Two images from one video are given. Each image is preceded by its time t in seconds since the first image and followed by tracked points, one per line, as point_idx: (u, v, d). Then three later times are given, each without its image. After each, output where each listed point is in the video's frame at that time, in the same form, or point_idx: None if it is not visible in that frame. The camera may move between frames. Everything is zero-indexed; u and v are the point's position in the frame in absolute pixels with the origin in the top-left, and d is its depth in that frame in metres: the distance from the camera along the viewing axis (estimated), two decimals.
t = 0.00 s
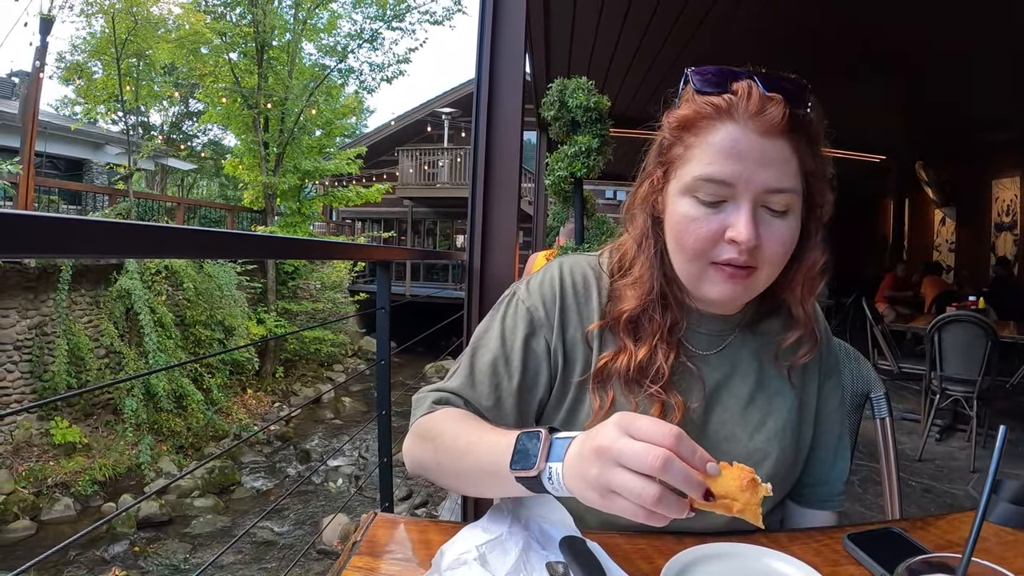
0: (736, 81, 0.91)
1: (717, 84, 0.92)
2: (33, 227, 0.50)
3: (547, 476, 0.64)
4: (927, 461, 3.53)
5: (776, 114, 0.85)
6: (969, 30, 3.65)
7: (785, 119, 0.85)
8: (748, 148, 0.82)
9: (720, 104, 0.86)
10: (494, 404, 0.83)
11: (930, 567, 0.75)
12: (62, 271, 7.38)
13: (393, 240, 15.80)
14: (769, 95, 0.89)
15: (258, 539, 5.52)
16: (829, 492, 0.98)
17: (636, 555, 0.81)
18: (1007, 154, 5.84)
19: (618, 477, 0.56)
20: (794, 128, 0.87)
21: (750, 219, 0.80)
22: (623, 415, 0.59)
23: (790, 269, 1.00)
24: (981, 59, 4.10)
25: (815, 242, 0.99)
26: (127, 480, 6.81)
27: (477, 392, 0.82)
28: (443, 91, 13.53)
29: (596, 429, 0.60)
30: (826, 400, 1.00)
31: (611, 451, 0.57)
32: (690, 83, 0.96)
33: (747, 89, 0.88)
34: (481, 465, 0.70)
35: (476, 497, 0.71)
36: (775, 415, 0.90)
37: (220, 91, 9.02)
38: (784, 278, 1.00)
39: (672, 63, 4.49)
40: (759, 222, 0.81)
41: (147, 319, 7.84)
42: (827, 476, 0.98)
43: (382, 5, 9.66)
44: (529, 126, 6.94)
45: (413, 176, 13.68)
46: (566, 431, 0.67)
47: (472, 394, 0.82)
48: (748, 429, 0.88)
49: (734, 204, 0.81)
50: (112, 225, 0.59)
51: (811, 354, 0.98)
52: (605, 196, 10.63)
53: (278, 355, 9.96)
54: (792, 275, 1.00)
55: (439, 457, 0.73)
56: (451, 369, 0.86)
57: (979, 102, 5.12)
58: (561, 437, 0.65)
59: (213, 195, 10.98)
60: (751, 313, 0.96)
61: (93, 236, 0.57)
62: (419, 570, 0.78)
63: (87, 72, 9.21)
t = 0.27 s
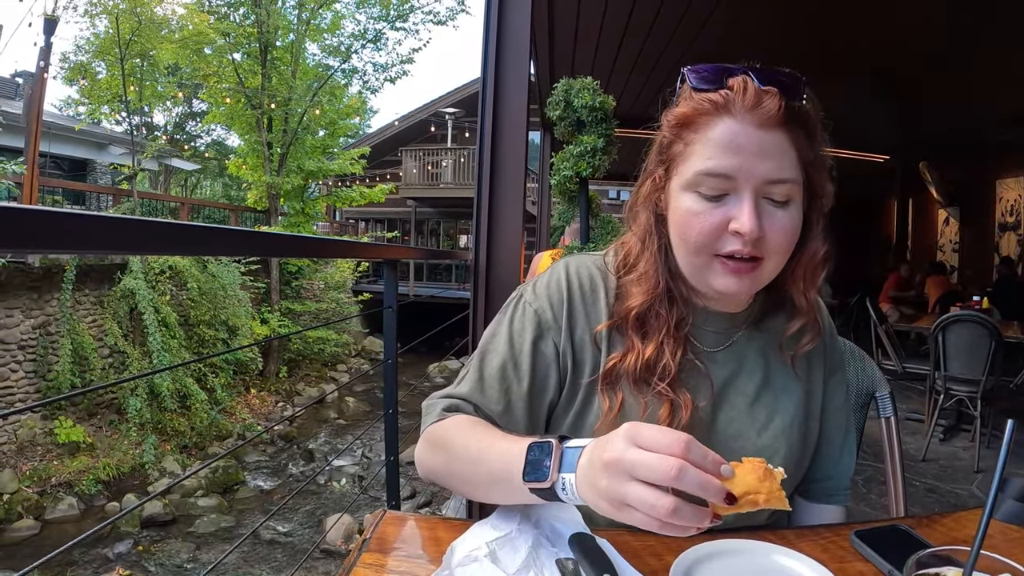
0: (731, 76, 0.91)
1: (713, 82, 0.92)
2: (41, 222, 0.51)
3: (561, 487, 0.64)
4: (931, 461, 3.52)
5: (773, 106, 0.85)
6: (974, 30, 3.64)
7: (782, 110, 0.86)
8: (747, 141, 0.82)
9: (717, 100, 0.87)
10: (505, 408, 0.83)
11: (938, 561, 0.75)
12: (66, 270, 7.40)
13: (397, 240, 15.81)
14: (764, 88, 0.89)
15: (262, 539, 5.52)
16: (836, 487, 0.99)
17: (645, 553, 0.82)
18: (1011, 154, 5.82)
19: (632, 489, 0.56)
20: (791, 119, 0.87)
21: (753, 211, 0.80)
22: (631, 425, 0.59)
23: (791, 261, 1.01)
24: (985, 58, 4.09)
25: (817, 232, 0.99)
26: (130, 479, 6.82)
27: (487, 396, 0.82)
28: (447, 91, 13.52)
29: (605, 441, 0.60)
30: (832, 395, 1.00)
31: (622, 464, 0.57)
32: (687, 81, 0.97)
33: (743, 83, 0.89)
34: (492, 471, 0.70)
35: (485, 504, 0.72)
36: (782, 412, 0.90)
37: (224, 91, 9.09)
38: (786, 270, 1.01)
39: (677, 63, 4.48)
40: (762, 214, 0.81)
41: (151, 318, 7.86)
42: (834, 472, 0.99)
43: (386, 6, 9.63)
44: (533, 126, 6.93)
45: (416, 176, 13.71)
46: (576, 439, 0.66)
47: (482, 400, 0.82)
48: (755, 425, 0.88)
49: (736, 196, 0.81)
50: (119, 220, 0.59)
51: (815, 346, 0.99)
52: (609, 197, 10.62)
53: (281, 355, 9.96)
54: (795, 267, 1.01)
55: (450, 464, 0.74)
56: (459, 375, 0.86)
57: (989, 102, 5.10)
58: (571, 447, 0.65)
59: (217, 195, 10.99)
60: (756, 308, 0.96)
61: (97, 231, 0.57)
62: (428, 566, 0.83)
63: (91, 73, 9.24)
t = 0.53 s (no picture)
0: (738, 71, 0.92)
1: (720, 77, 0.93)
2: (49, 220, 0.51)
3: (565, 503, 0.65)
4: (934, 462, 3.51)
5: (779, 98, 0.86)
6: (980, 30, 3.62)
7: (788, 102, 0.87)
8: (754, 132, 0.83)
9: (723, 93, 0.88)
10: (513, 404, 0.83)
11: (945, 558, 0.75)
12: (70, 271, 7.41)
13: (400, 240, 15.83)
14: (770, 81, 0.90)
15: (265, 538, 5.52)
16: (841, 488, 0.99)
17: (651, 552, 0.82)
18: (1015, 154, 5.80)
19: (648, 512, 0.56)
20: (797, 111, 0.88)
21: (761, 200, 0.81)
22: (625, 448, 0.59)
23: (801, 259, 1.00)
24: (990, 58, 4.07)
25: (826, 227, 0.99)
26: (134, 479, 6.84)
27: (495, 393, 0.82)
28: (450, 91, 13.52)
29: (605, 469, 0.59)
30: (838, 396, 1.00)
31: (631, 494, 0.57)
32: (693, 80, 0.98)
33: (749, 78, 0.90)
34: (500, 474, 0.70)
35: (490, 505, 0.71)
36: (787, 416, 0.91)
37: (227, 92, 9.02)
38: (795, 267, 1.01)
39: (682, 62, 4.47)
40: (770, 204, 0.81)
41: (155, 318, 7.88)
42: (838, 472, 0.99)
43: (389, 6, 9.63)
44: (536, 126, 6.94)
45: (420, 176, 13.72)
46: (569, 453, 0.66)
47: (490, 398, 0.81)
48: (759, 424, 0.90)
49: (744, 187, 0.82)
50: (125, 217, 0.59)
51: (821, 345, 0.99)
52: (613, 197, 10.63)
53: (285, 355, 9.98)
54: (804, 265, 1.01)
55: (456, 465, 0.74)
56: (468, 372, 0.86)
57: (994, 102, 5.08)
58: (568, 464, 0.64)
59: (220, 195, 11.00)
60: (765, 306, 0.96)
61: (103, 229, 0.57)
62: (434, 563, 0.84)
63: (95, 73, 9.24)
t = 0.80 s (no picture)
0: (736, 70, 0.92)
1: (719, 78, 0.93)
2: (52, 221, 0.51)
3: (572, 507, 0.65)
4: (937, 463, 3.50)
5: (777, 96, 0.86)
6: (983, 31, 3.62)
7: (787, 101, 0.86)
8: (752, 132, 0.83)
9: (721, 94, 0.88)
10: (520, 405, 0.83)
11: (946, 558, 0.76)
12: (73, 271, 7.40)
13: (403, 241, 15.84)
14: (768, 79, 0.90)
15: (268, 538, 5.53)
16: (847, 488, 0.98)
17: (654, 553, 0.82)
18: (1018, 154, 5.79)
19: (667, 511, 0.56)
20: (796, 109, 0.88)
21: (762, 199, 0.81)
22: (632, 453, 0.58)
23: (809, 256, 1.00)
24: (1001, 58, 4.06)
25: (833, 224, 0.98)
26: (137, 479, 6.85)
27: (502, 396, 0.82)
28: (453, 92, 13.53)
29: (616, 475, 0.59)
30: (845, 396, 1.00)
31: (648, 496, 0.56)
32: (693, 82, 0.98)
33: (747, 77, 0.90)
34: (505, 475, 0.70)
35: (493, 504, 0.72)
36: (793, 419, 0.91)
37: (230, 92, 9.05)
38: (803, 264, 1.01)
39: (683, 63, 4.47)
40: (772, 203, 0.81)
41: (158, 318, 7.90)
42: (844, 473, 0.99)
43: (392, 6, 9.71)
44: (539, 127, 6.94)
45: (422, 177, 13.73)
46: (571, 456, 0.65)
47: (496, 400, 0.81)
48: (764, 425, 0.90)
49: (744, 186, 0.82)
50: (128, 220, 0.60)
51: (830, 345, 0.99)
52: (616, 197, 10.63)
53: (288, 355, 9.98)
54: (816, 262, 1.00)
55: (461, 465, 0.74)
56: (473, 376, 0.86)
57: (997, 102, 5.07)
58: (571, 470, 0.64)
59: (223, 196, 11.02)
60: (774, 307, 0.96)
61: (106, 230, 0.57)
62: (436, 563, 0.84)
63: (98, 74, 9.42)
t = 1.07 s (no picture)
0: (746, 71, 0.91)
1: (728, 79, 0.93)
2: (60, 221, 0.51)
3: (588, 513, 0.64)
4: (942, 463, 3.49)
5: (788, 97, 0.86)
6: (989, 31, 3.61)
7: (798, 102, 0.86)
8: (762, 135, 0.83)
9: (730, 97, 0.88)
10: (533, 408, 0.83)
11: (954, 556, 0.76)
12: (78, 271, 7.42)
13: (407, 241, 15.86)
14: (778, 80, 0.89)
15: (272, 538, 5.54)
16: (855, 489, 0.98)
17: (661, 552, 0.82)
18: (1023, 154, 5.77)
19: (690, 517, 0.56)
20: (807, 109, 0.87)
21: (774, 202, 0.81)
22: (650, 463, 0.57)
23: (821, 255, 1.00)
24: (1005, 58, 4.05)
25: (844, 222, 0.98)
26: (141, 478, 6.87)
27: (514, 398, 0.82)
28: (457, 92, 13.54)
29: (637, 486, 0.58)
30: (855, 395, 1.00)
31: (670, 505, 0.56)
32: (701, 84, 0.97)
33: (755, 79, 0.89)
34: (515, 474, 0.70)
35: (501, 503, 0.72)
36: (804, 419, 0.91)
37: (235, 93, 9.11)
38: (814, 264, 1.01)
39: (687, 63, 4.46)
40: (783, 206, 0.81)
41: (162, 319, 7.93)
42: (853, 474, 0.98)
43: (396, 7, 9.69)
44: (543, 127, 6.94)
45: (426, 177, 13.74)
46: (582, 466, 0.65)
47: (507, 403, 0.81)
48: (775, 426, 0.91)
49: (755, 189, 0.82)
50: (135, 219, 0.60)
51: (839, 343, 0.99)
52: (620, 197, 10.63)
53: (292, 356, 10.01)
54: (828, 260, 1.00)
55: (472, 466, 0.74)
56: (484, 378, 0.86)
57: (1002, 102, 5.05)
58: (584, 478, 0.64)
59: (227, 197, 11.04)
60: (785, 306, 0.96)
61: (113, 229, 0.57)
62: (443, 562, 0.84)
63: (103, 75, 9.38)
